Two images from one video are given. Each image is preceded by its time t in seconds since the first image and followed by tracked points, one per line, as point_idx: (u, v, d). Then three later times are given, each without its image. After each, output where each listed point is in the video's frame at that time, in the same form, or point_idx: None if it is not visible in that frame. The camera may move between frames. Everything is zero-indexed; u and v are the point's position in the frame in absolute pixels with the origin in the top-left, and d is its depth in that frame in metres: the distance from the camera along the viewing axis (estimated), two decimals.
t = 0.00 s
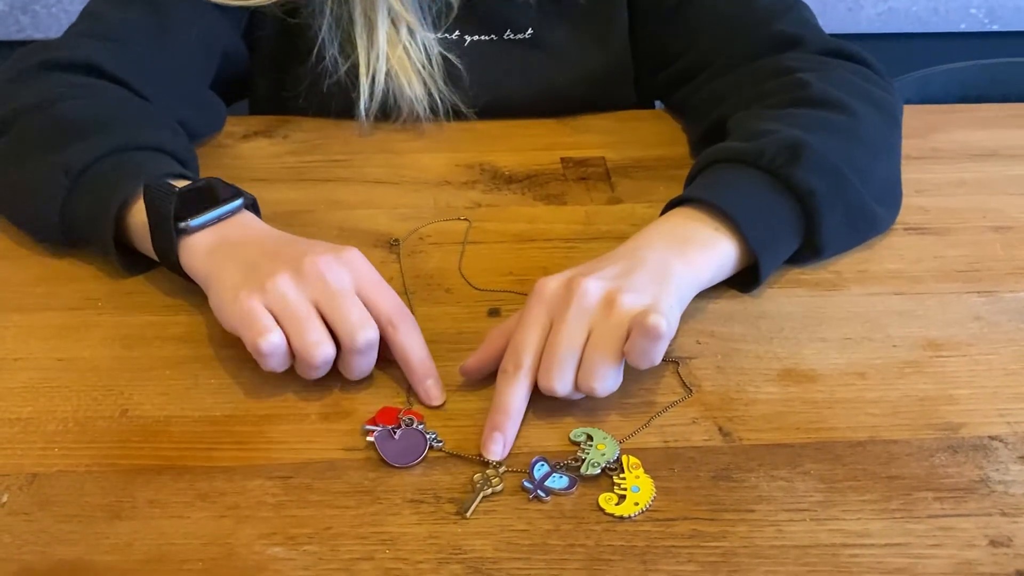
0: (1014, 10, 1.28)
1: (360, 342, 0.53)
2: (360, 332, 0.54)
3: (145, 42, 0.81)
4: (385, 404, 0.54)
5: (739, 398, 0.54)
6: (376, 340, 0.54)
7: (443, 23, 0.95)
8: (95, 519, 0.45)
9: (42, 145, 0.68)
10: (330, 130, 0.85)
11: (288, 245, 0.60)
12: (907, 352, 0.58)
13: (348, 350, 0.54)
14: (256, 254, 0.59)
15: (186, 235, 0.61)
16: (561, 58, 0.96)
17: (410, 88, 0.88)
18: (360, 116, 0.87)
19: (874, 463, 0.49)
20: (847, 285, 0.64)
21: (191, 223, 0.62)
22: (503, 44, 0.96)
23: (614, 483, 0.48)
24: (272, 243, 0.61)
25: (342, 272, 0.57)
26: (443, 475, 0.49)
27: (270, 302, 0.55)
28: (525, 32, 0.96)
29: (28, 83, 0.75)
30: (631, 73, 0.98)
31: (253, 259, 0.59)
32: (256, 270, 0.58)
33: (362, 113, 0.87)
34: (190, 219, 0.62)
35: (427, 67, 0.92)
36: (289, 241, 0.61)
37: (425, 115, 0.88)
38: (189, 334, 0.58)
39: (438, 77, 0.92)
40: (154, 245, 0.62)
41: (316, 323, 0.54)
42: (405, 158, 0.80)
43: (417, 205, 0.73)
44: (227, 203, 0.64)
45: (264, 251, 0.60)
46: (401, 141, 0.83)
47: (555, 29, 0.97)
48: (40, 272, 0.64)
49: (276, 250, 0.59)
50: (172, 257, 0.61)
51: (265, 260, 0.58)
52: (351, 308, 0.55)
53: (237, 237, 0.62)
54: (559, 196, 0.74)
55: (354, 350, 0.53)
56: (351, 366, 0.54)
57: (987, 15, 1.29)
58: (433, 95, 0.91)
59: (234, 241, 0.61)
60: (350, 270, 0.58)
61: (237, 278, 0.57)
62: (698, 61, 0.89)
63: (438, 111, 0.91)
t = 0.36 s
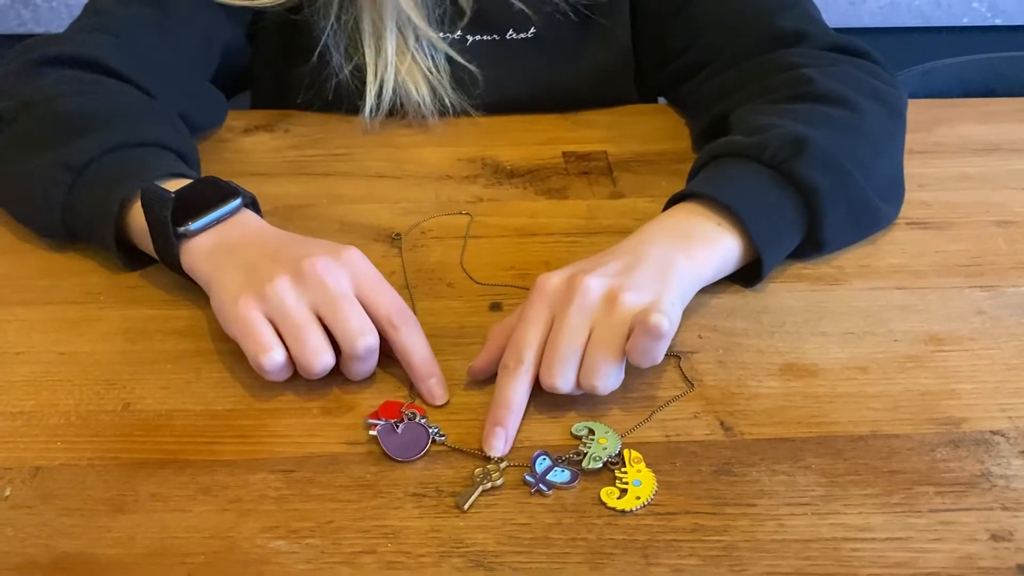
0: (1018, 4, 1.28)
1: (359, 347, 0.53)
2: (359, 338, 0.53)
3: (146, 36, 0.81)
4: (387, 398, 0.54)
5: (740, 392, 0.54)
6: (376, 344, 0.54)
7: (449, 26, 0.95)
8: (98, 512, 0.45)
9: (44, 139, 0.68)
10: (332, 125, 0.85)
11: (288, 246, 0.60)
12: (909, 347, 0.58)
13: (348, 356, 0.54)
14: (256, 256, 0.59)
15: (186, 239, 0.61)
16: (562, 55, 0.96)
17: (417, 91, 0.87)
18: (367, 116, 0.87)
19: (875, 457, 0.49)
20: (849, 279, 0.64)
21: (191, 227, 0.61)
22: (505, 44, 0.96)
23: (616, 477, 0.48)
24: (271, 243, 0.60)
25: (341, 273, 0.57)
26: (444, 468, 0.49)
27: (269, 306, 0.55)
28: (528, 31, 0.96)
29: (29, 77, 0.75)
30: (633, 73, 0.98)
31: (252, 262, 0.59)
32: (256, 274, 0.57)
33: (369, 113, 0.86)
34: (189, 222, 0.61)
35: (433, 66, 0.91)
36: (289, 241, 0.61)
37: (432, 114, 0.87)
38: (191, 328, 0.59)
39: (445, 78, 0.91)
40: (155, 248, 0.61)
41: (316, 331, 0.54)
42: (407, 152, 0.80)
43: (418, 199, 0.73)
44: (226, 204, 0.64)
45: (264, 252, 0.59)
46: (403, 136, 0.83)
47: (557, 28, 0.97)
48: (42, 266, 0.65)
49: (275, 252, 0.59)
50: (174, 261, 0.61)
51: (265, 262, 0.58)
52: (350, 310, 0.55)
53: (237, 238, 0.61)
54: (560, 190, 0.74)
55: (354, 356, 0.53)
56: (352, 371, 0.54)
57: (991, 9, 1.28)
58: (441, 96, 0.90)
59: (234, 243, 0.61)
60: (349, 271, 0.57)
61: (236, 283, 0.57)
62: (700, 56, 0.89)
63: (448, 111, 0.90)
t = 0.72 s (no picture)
0: None
1: (315, 396, 0.47)
2: (314, 387, 0.47)
3: (152, 28, 0.80)
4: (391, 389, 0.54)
5: (744, 384, 0.54)
6: (337, 393, 0.47)
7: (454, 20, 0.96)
8: (102, 503, 0.46)
9: (47, 132, 0.68)
10: (335, 118, 0.85)
11: (272, 278, 0.55)
12: (913, 339, 0.58)
13: (308, 407, 0.48)
14: (239, 292, 0.55)
15: (189, 272, 0.58)
16: (566, 50, 0.97)
17: (421, 87, 0.87)
18: (370, 110, 0.86)
19: (879, 449, 0.49)
20: (853, 272, 0.64)
21: (189, 259, 0.58)
22: (508, 40, 0.97)
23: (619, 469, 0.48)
24: (256, 275, 0.56)
25: (315, 309, 0.51)
26: (450, 460, 0.49)
27: (222, 349, 0.52)
28: (531, 27, 0.97)
29: (35, 70, 0.75)
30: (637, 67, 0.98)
31: (234, 300, 0.55)
32: (235, 315, 0.54)
33: (372, 107, 0.86)
34: (187, 255, 0.58)
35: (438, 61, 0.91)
36: (274, 270, 0.56)
37: (436, 109, 0.87)
38: (195, 320, 0.59)
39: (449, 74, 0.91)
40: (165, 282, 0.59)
41: (279, 379, 0.49)
42: (410, 145, 0.80)
43: (422, 191, 0.73)
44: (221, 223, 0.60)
45: (247, 287, 0.55)
46: (406, 129, 0.83)
47: (560, 24, 0.97)
48: (46, 258, 0.65)
49: (260, 285, 0.55)
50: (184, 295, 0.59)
51: (246, 300, 0.54)
52: (288, 315, 0.51)
53: (230, 265, 0.57)
54: (564, 183, 0.74)
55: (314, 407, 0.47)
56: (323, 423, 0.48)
57: (994, 3, 1.28)
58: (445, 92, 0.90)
59: (224, 272, 0.57)
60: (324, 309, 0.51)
61: (218, 325, 0.54)
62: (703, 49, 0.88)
63: (452, 106, 0.89)
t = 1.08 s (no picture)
0: None
1: (298, 391, 0.47)
2: (297, 382, 0.47)
3: (153, 21, 0.80)
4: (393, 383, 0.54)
5: (747, 378, 0.54)
6: (319, 388, 0.47)
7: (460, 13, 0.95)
8: (103, 496, 0.45)
9: (47, 125, 0.68)
10: (337, 111, 0.84)
11: (260, 270, 0.55)
12: (916, 334, 0.57)
13: (290, 401, 0.47)
14: (229, 285, 0.55)
15: (183, 271, 0.58)
16: (568, 44, 0.96)
17: (422, 80, 0.86)
18: (372, 103, 0.86)
19: (883, 444, 0.49)
20: (856, 266, 0.64)
21: (183, 259, 0.58)
22: (511, 34, 0.96)
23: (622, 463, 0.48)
24: (245, 267, 0.56)
25: (299, 300, 0.51)
26: (452, 454, 0.49)
27: (213, 344, 0.52)
28: (534, 23, 0.97)
29: (35, 63, 0.75)
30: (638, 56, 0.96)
31: (225, 294, 0.55)
32: (225, 309, 0.54)
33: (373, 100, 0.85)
34: (181, 254, 0.58)
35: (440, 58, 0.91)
36: (262, 262, 0.56)
37: (439, 102, 0.87)
38: (196, 313, 0.58)
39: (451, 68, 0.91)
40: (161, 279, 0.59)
41: (264, 373, 0.49)
42: (412, 139, 0.79)
43: (423, 185, 0.72)
44: (212, 220, 0.60)
45: (236, 280, 0.55)
46: (408, 122, 0.83)
47: (561, 19, 0.97)
48: (47, 251, 0.64)
49: (248, 278, 0.55)
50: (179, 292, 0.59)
51: (236, 294, 0.54)
52: (275, 306, 0.51)
53: (221, 259, 0.57)
54: (566, 176, 0.74)
55: (297, 400, 0.47)
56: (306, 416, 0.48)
57: None
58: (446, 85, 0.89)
59: (216, 265, 0.57)
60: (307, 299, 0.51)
61: (210, 320, 0.54)
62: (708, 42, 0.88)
63: (454, 98, 0.89)
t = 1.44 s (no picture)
0: None
1: (290, 389, 0.47)
2: (289, 379, 0.47)
3: (152, 17, 0.80)
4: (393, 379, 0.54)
5: (748, 374, 0.54)
6: (310, 385, 0.47)
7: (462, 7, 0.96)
8: (104, 492, 0.45)
9: (46, 120, 0.68)
10: (337, 107, 0.84)
11: (254, 266, 0.55)
12: (917, 330, 0.57)
13: (283, 398, 0.47)
14: (224, 283, 0.55)
15: (180, 268, 0.58)
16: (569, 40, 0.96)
17: (422, 76, 0.86)
18: (373, 100, 0.85)
19: (883, 440, 0.49)
20: (857, 262, 0.64)
21: (179, 255, 0.58)
22: (512, 30, 0.97)
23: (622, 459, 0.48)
24: (240, 265, 0.55)
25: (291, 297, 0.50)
26: (452, 449, 0.49)
27: (211, 344, 0.52)
28: (534, 19, 0.97)
29: (34, 58, 0.74)
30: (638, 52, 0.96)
31: (221, 292, 0.55)
32: (221, 308, 0.53)
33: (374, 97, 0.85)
34: (177, 251, 0.58)
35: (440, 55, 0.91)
36: (257, 258, 0.55)
37: (439, 98, 0.87)
38: (195, 309, 0.58)
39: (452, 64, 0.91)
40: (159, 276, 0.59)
41: (258, 371, 0.49)
42: (412, 134, 0.79)
43: (423, 181, 0.72)
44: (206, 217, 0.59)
45: (231, 278, 0.55)
46: (408, 118, 0.83)
47: (562, 15, 0.97)
48: (47, 247, 0.64)
49: (242, 275, 0.54)
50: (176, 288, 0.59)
51: (231, 292, 0.54)
52: (269, 304, 0.51)
53: (216, 256, 0.57)
54: (566, 172, 0.74)
55: (290, 399, 0.47)
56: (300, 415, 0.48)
57: None
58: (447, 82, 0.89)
59: (211, 263, 0.57)
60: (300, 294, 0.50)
61: (207, 319, 0.54)
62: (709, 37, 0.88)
63: (455, 93, 0.89)
